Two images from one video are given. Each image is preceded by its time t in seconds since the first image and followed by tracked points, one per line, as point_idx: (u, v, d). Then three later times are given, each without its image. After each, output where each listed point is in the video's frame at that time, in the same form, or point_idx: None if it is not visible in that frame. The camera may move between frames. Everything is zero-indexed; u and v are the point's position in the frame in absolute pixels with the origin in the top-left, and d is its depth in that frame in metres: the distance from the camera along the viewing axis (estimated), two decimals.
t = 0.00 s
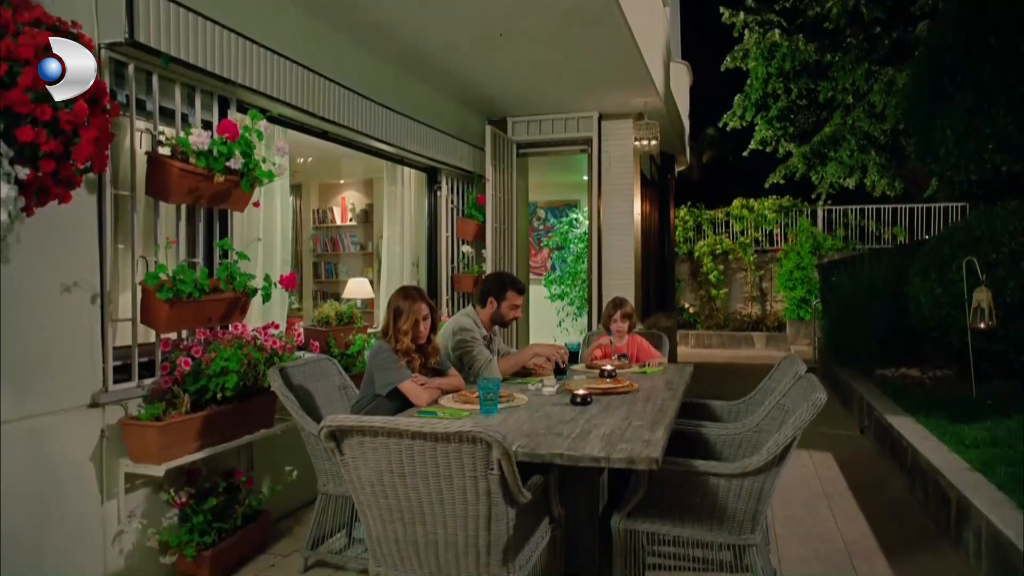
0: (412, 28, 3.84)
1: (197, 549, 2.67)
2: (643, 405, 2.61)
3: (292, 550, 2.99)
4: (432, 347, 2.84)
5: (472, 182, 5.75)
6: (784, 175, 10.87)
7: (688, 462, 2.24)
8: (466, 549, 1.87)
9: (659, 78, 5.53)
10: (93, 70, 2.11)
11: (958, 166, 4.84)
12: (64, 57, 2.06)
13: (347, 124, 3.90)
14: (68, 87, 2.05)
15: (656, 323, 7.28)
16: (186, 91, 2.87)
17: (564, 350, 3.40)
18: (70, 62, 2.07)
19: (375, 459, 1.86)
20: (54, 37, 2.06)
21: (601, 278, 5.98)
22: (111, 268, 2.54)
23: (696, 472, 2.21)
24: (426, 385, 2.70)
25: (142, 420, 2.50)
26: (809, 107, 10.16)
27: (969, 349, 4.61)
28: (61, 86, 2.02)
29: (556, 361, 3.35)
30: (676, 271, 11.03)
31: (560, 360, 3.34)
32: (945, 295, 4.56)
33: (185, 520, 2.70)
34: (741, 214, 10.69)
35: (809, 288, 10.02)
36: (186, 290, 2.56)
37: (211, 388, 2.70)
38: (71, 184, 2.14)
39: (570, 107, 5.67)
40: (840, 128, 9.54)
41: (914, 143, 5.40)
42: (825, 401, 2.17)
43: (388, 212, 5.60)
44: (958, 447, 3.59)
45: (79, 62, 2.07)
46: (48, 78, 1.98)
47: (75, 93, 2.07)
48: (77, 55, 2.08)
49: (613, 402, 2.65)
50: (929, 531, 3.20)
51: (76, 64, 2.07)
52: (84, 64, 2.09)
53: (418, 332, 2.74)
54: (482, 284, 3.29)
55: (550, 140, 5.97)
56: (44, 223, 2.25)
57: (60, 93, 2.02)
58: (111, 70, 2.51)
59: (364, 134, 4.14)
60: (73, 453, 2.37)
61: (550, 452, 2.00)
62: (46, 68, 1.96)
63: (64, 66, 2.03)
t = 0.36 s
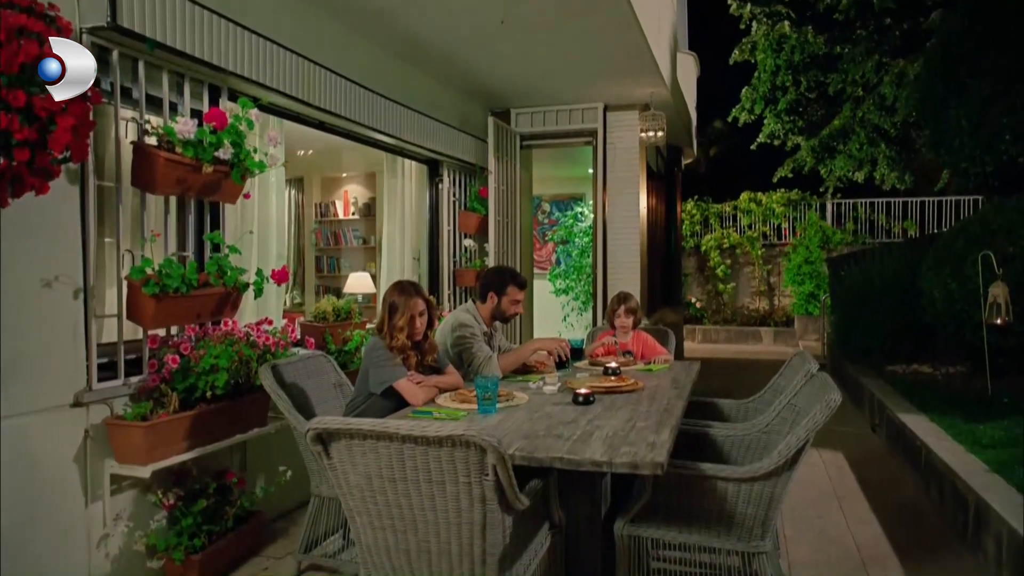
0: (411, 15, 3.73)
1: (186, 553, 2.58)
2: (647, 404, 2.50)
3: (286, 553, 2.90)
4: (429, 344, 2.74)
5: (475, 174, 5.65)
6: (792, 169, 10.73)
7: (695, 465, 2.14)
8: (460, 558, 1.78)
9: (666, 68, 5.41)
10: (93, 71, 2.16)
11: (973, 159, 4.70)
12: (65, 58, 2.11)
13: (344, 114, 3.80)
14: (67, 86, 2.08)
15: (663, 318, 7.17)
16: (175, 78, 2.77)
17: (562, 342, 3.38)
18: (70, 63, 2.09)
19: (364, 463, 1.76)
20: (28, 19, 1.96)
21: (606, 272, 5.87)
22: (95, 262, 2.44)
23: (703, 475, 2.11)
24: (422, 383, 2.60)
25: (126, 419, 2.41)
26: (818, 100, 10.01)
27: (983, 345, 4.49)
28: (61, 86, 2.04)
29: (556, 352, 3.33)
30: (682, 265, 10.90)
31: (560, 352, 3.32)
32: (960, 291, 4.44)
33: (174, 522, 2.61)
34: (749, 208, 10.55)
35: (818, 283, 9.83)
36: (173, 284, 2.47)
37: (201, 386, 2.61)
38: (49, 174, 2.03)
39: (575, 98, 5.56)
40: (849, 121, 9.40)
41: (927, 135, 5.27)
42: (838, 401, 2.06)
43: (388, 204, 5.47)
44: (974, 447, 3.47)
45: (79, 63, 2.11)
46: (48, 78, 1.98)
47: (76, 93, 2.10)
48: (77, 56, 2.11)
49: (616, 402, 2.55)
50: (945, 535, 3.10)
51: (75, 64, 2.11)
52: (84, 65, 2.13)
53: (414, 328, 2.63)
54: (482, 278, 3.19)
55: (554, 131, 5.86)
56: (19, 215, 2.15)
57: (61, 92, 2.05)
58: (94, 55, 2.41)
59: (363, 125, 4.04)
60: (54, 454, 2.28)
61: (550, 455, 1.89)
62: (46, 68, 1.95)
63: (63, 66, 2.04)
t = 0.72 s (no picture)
0: None
1: (174, 556, 2.49)
2: (652, 403, 2.39)
3: (278, 555, 2.81)
4: (426, 341, 2.65)
5: (477, 165, 5.54)
6: (801, 161, 10.58)
7: (702, 469, 2.04)
8: (453, 568, 1.68)
9: (673, 57, 5.28)
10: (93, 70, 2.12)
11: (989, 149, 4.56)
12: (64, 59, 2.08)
13: (340, 103, 3.69)
14: (66, 86, 2.03)
15: (669, 313, 7.06)
16: (161, 64, 2.66)
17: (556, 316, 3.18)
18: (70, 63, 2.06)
19: (351, 468, 1.67)
20: None
21: (612, 266, 5.76)
22: (76, 255, 2.35)
23: (710, 479, 2.01)
24: (418, 381, 2.51)
25: (110, 419, 2.32)
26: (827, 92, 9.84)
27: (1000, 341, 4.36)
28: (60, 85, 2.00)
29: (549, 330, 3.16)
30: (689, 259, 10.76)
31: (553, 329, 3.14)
32: (974, 285, 4.31)
33: (162, 524, 2.52)
34: (757, 201, 10.40)
35: (827, 277, 9.68)
36: (158, 278, 2.37)
37: (189, 384, 2.52)
38: (23, 165, 1.89)
39: (579, 87, 5.44)
40: (858, 113, 9.24)
41: (941, 125, 5.13)
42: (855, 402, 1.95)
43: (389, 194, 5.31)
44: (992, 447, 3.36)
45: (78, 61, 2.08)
46: (48, 78, 1.93)
47: (71, 90, 2.04)
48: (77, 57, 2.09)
49: (619, 400, 2.45)
50: (962, 538, 2.99)
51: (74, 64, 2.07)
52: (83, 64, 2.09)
53: (409, 324, 2.53)
54: (482, 271, 3.10)
55: (558, 122, 5.75)
56: None
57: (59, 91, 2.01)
58: (74, 39, 2.31)
59: (360, 114, 3.93)
60: (33, 456, 2.18)
61: (548, 459, 1.79)
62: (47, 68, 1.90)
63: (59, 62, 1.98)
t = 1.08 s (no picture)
0: None
1: (157, 560, 2.40)
2: (654, 403, 2.29)
3: (267, 558, 2.72)
4: (418, 337, 2.54)
5: (477, 156, 5.43)
6: (808, 153, 10.43)
7: (706, 472, 1.93)
8: None
9: (678, 45, 5.15)
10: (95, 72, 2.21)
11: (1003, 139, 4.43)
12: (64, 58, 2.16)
13: (334, 91, 3.58)
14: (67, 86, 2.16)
15: (673, 307, 6.95)
16: (142, 49, 2.56)
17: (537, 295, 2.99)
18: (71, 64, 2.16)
19: (332, 473, 1.57)
20: None
21: (615, 259, 5.65)
22: (52, 248, 2.25)
23: (715, 484, 1.90)
24: (409, 379, 2.41)
25: (89, 418, 2.23)
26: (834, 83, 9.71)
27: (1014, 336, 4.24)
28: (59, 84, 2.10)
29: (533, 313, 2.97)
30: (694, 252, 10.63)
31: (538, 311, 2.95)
32: (988, 279, 4.18)
33: (145, 527, 2.43)
34: (763, 192, 10.26)
35: (834, 270, 9.61)
36: (138, 271, 2.27)
37: (172, 381, 2.43)
38: None
39: (581, 76, 5.32)
40: (866, 104, 9.08)
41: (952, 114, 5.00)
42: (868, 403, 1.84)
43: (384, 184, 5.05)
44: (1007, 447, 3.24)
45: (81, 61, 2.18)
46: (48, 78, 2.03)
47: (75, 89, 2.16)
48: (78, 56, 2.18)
49: (621, 399, 2.34)
50: (977, 542, 2.88)
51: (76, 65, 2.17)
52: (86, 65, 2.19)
53: (401, 319, 2.43)
54: (477, 265, 3.02)
55: (559, 112, 5.64)
56: None
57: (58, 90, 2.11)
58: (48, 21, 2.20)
59: (355, 103, 3.81)
60: (7, 457, 2.09)
61: (544, 463, 1.69)
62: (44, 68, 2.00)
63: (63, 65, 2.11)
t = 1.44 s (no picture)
0: None
1: (144, 565, 2.31)
2: (660, 404, 2.18)
3: (260, 561, 2.63)
4: (414, 335, 2.44)
5: (480, 147, 5.32)
6: (819, 145, 10.26)
7: (716, 478, 1.83)
8: None
9: (687, 33, 5.02)
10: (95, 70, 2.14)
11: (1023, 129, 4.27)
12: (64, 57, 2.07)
13: (331, 80, 3.48)
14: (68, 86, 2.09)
15: (681, 301, 6.83)
16: (128, 35, 2.46)
17: (530, 285, 2.91)
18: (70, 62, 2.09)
19: (316, 481, 1.47)
20: None
21: (621, 253, 5.53)
22: (32, 241, 2.16)
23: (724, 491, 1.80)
24: (404, 378, 2.31)
25: (70, 419, 2.14)
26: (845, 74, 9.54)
27: None
28: (62, 85, 2.08)
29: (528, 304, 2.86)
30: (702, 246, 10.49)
31: (533, 301, 2.84)
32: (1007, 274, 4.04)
33: (132, 530, 2.35)
34: (773, 185, 10.11)
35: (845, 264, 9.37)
36: (121, 266, 2.17)
37: (159, 380, 2.34)
38: None
39: (588, 65, 5.20)
40: (879, 95, 8.79)
41: (970, 103, 4.84)
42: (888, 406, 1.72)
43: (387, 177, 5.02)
44: None
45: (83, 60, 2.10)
46: (47, 79, 2.01)
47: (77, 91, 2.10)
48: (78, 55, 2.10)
49: (625, 399, 2.24)
50: (997, 547, 2.77)
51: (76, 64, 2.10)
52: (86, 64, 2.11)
53: (396, 314, 2.33)
54: (475, 260, 3.01)
55: (565, 103, 5.52)
56: None
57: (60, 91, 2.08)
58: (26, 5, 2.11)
59: (353, 93, 3.71)
60: None
61: (542, 470, 1.59)
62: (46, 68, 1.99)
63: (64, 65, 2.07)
